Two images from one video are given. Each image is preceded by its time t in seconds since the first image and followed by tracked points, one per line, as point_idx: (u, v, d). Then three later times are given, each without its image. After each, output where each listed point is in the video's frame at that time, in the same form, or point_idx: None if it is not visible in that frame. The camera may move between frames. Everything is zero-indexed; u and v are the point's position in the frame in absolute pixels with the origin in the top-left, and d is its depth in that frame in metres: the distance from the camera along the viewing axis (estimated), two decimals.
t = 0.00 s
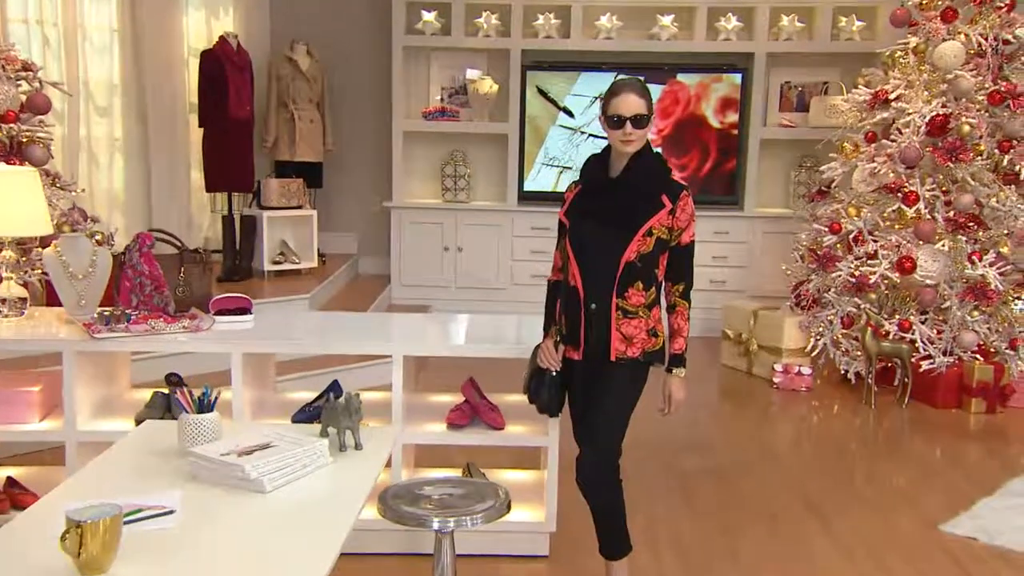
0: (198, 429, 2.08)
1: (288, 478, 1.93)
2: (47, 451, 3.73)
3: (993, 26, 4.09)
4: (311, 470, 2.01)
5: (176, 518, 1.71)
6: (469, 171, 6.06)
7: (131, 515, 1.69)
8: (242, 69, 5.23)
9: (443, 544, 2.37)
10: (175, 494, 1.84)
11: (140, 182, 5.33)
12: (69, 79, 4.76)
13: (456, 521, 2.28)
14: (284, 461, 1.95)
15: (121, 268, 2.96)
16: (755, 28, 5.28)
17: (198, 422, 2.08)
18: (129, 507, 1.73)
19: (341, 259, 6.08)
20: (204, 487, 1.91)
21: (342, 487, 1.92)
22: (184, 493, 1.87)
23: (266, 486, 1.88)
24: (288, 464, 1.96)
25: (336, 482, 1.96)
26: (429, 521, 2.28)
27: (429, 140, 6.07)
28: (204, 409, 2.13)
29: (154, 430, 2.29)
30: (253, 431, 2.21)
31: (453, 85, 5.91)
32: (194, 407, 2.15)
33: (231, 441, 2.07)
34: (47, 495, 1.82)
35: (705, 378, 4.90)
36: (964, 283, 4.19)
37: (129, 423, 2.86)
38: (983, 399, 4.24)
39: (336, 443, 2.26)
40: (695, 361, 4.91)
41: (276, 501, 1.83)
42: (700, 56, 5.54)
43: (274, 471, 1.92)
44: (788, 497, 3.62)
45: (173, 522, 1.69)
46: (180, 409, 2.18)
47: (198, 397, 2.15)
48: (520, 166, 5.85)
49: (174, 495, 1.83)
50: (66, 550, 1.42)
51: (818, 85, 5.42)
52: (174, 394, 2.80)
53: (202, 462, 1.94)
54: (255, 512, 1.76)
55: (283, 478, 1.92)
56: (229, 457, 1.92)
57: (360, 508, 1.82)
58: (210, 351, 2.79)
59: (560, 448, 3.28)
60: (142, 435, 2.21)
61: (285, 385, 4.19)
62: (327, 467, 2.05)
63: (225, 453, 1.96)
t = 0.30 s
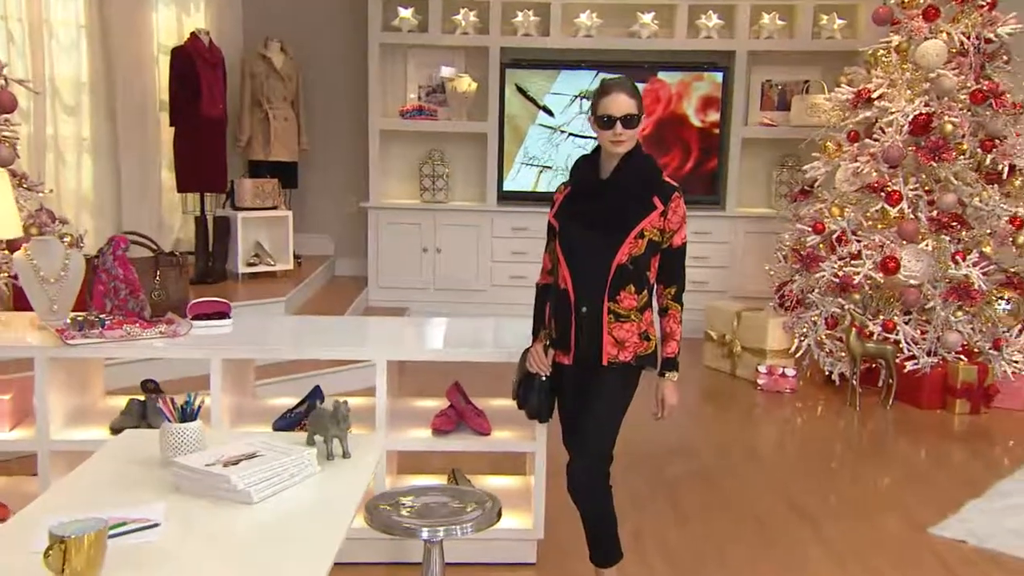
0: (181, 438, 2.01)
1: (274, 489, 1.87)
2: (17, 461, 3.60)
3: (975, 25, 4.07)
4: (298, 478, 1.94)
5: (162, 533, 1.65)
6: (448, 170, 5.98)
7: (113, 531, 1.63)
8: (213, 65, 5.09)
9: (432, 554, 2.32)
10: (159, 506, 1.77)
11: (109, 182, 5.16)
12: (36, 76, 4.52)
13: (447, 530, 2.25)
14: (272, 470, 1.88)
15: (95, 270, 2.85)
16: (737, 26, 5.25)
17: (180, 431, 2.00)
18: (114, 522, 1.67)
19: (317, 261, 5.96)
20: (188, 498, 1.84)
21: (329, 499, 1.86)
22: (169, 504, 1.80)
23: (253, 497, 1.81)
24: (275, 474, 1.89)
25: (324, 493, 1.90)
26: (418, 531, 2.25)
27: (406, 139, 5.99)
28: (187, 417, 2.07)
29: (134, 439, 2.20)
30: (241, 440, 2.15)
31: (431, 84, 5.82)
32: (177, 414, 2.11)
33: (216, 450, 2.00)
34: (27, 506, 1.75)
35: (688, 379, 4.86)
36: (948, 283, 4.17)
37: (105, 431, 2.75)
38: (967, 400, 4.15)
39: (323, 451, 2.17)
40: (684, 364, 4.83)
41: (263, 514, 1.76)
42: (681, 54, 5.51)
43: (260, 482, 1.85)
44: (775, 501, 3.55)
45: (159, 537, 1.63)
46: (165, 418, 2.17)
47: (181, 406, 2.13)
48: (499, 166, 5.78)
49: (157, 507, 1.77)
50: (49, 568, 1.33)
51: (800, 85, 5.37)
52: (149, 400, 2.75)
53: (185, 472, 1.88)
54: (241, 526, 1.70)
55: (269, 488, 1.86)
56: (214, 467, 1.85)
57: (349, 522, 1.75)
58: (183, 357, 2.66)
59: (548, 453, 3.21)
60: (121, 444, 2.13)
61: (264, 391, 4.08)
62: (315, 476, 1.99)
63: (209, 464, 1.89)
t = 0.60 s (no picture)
0: (161, 448, 1.95)
1: (260, 499, 1.83)
2: None
3: (953, 23, 4.06)
4: (285, 488, 1.90)
5: (145, 548, 1.61)
6: (423, 169, 5.89)
7: (95, 546, 1.58)
8: (183, 63, 4.93)
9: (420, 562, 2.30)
10: (140, 519, 1.73)
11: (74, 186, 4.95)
12: None
13: (432, 540, 2.23)
14: (258, 480, 1.85)
15: (63, 275, 2.75)
16: (714, 24, 5.24)
17: (161, 441, 1.95)
18: (96, 535, 1.63)
19: (289, 263, 5.83)
20: (171, 512, 1.79)
21: (318, 510, 1.82)
22: (152, 517, 1.76)
23: (238, 508, 1.77)
24: (261, 484, 1.85)
25: (309, 504, 1.86)
26: (406, 540, 2.22)
27: (381, 139, 5.91)
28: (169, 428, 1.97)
29: (112, 451, 2.15)
30: (229, 448, 2.12)
31: (405, 82, 5.73)
32: (156, 423, 1.99)
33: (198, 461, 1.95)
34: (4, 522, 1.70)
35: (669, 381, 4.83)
36: (927, 283, 4.13)
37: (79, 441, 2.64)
38: (948, 401, 4.12)
39: (309, 460, 2.15)
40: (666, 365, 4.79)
41: (249, 526, 1.73)
42: (659, 52, 5.48)
43: (246, 492, 1.81)
44: (758, 501, 3.50)
45: (143, 551, 1.59)
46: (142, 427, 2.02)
47: (161, 413, 1.99)
48: (475, 166, 5.71)
49: (139, 520, 1.73)
50: None
51: (778, 83, 5.37)
52: (123, 406, 2.66)
53: (167, 484, 1.83)
54: (226, 539, 1.66)
55: (254, 498, 1.82)
56: (197, 478, 1.81)
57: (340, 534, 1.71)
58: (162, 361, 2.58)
59: (533, 460, 3.14)
60: (98, 456, 2.08)
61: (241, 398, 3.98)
62: (301, 487, 1.95)
63: (192, 474, 1.85)
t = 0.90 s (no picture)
0: (140, 458, 1.91)
1: (245, 510, 1.80)
2: None
3: (929, 22, 4.06)
4: (270, 499, 1.87)
5: (127, 562, 1.57)
6: (396, 169, 5.80)
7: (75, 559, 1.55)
8: (147, 59, 4.83)
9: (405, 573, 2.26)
10: (122, 533, 1.70)
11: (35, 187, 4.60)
12: None
13: (420, 550, 2.17)
14: (243, 490, 1.81)
15: (29, 281, 2.70)
16: (689, 22, 5.23)
17: (141, 451, 1.91)
18: (76, 550, 1.59)
19: (259, 265, 5.69)
20: (153, 524, 1.76)
21: (304, 521, 1.79)
22: (134, 530, 1.73)
23: (223, 520, 1.74)
24: (245, 495, 1.82)
25: (294, 515, 1.83)
26: (392, 551, 2.16)
27: (353, 137, 5.80)
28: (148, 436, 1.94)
29: (86, 462, 2.10)
30: (212, 457, 2.07)
31: (376, 80, 5.63)
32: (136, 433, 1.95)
33: (180, 472, 1.91)
34: None
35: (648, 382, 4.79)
36: (906, 283, 4.13)
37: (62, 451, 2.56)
38: (927, 400, 4.09)
39: (293, 469, 2.13)
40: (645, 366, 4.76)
41: (234, 538, 1.69)
42: (634, 50, 5.46)
43: (230, 503, 1.78)
44: (740, 502, 3.46)
45: (126, 565, 1.56)
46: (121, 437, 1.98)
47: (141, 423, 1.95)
48: (449, 165, 5.64)
49: (120, 533, 1.70)
50: None
51: (753, 82, 5.38)
52: (93, 414, 2.58)
53: (148, 496, 1.79)
54: (211, 551, 1.63)
55: (239, 509, 1.79)
56: (179, 489, 1.77)
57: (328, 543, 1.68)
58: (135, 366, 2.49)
59: (517, 466, 3.06)
60: (73, 466, 2.03)
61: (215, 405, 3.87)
62: (286, 497, 1.92)
63: (173, 486, 1.81)
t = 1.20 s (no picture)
0: (123, 467, 1.95)
1: (232, 521, 1.85)
2: None
3: (907, 20, 4.06)
4: (256, 509, 1.92)
5: None
6: (369, 168, 5.70)
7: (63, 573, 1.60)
8: (111, 56, 4.67)
9: None
10: (107, 545, 1.74)
11: None
12: None
13: (410, 557, 2.15)
14: (229, 502, 1.87)
15: None
16: (666, 20, 5.21)
17: (124, 460, 1.94)
18: (61, 564, 1.64)
19: (230, 267, 5.56)
20: (139, 536, 1.80)
21: (291, 533, 1.84)
22: (120, 541, 1.77)
23: (210, 531, 1.79)
24: (232, 506, 1.87)
25: (280, 526, 1.88)
26: (381, 559, 2.13)
27: (325, 135, 5.69)
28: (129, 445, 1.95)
29: (60, 475, 2.12)
30: (193, 465, 2.09)
31: (349, 77, 5.53)
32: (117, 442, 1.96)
33: (165, 481, 1.96)
34: None
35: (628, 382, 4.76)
36: (886, 282, 4.13)
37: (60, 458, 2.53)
38: (907, 400, 4.09)
39: (280, 477, 2.15)
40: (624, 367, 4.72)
41: (220, 550, 1.75)
42: (611, 47, 5.46)
43: (216, 514, 1.82)
44: (724, 504, 3.42)
45: None
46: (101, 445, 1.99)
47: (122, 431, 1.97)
48: (424, 164, 5.56)
49: (106, 545, 1.74)
50: None
51: (730, 80, 5.37)
52: (66, 422, 2.48)
53: (133, 507, 1.83)
54: (198, 564, 1.67)
55: (225, 521, 1.84)
56: (167, 501, 1.82)
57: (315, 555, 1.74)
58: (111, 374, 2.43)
59: (502, 472, 2.99)
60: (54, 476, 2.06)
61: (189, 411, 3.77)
62: (273, 507, 1.97)
63: (159, 496, 1.86)
